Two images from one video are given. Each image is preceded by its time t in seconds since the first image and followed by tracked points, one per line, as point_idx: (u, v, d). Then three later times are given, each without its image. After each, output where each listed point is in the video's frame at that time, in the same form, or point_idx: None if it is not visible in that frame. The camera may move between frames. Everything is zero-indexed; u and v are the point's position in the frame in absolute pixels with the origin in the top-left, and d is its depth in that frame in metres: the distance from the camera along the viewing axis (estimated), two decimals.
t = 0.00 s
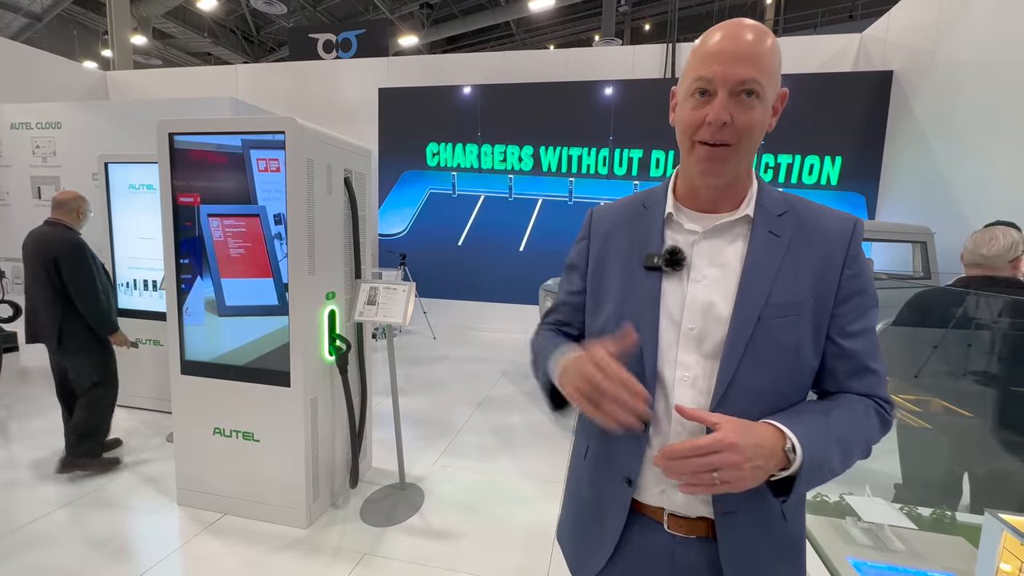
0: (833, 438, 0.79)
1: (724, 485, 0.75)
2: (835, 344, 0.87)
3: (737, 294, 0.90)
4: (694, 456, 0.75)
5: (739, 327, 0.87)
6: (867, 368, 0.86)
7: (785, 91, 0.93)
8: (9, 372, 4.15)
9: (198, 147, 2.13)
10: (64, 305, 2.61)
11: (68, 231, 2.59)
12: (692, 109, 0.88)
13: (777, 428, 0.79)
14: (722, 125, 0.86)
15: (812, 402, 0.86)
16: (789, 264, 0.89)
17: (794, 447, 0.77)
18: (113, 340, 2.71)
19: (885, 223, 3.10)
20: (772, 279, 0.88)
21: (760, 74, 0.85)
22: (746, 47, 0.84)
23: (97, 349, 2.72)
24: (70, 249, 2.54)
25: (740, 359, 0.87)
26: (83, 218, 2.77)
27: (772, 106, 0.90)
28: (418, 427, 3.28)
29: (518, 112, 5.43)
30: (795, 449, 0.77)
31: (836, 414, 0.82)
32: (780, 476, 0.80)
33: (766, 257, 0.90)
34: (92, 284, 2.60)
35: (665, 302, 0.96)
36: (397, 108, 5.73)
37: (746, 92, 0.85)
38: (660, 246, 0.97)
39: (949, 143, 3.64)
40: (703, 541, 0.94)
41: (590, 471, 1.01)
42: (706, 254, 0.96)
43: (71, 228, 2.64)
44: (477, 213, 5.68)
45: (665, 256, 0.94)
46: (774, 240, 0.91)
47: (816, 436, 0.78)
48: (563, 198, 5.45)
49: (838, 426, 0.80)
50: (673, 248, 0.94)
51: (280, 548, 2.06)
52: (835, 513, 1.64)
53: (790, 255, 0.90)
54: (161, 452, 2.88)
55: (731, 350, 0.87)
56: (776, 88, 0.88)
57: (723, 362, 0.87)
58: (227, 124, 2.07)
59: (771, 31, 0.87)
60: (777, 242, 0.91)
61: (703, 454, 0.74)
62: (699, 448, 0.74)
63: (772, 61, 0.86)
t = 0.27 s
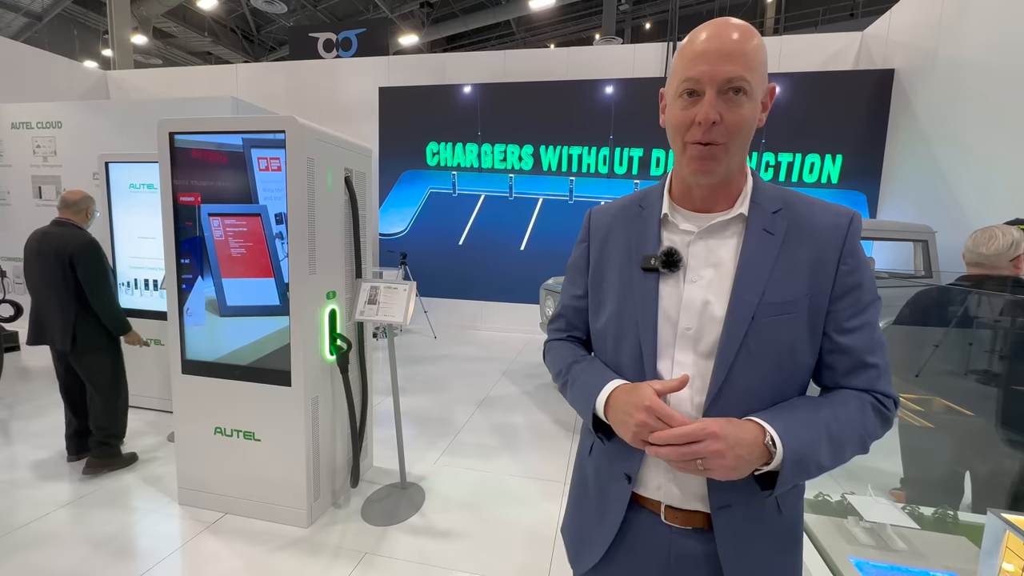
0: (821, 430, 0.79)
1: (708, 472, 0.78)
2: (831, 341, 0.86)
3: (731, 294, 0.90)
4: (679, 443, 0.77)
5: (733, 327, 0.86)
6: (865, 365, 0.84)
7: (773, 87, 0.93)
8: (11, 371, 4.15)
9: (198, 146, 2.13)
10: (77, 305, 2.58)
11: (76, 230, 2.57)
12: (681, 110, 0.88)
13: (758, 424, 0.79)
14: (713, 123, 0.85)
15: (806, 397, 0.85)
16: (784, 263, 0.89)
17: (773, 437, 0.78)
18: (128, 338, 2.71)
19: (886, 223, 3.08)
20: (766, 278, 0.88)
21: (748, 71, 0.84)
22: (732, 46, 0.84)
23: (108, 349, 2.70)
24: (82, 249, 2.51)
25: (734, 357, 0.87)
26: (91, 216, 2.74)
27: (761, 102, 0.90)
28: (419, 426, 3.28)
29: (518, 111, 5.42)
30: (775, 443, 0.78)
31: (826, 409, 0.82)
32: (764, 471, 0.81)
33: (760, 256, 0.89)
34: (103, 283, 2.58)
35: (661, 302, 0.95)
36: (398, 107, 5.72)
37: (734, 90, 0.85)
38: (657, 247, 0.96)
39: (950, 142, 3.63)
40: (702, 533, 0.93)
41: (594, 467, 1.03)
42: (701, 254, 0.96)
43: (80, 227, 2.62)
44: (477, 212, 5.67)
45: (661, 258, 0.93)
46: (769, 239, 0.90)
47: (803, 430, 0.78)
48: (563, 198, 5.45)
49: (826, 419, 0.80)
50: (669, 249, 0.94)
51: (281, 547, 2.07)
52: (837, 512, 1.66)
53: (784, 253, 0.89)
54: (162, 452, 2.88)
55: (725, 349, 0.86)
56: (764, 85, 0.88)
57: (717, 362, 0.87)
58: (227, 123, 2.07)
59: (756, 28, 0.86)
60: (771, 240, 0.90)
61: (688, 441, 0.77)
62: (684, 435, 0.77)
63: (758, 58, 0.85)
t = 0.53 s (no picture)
0: (813, 425, 0.78)
1: (705, 475, 0.77)
2: (820, 337, 0.86)
3: (724, 294, 0.89)
4: (675, 451, 0.76)
5: (727, 327, 0.86)
6: (853, 360, 0.84)
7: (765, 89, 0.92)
8: (13, 371, 4.16)
9: (198, 145, 2.13)
10: (91, 305, 2.58)
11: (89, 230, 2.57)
12: (674, 113, 0.87)
13: (752, 420, 0.79)
14: (705, 127, 0.84)
15: (797, 393, 0.85)
16: (775, 263, 0.88)
17: (769, 437, 0.78)
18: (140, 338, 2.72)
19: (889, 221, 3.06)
20: (758, 278, 0.87)
21: (740, 75, 0.84)
22: (724, 49, 0.83)
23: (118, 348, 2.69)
24: (98, 249, 2.52)
25: (728, 355, 0.86)
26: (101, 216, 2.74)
27: (753, 105, 0.89)
28: (420, 425, 3.28)
29: (519, 109, 5.41)
30: (771, 439, 0.78)
31: (817, 404, 0.81)
32: (759, 467, 0.80)
33: (752, 256, 0.89)
34: (117, 283, 2.58)
35: (657, 301, 0.95)
36: (399, 106, 5.71)
37: (726, 94, 0.84)
38: (652, 248, 0.96)
39: (953, 140, 3.61)
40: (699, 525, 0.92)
41: (591, 464, 1.03)
42: (696, 254, 0.95)
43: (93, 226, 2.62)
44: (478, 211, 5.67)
45: (657, 259, 0.93)
46: (761, 239, 0.90)
47: (796, 426, 0.78)
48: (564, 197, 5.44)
49: (817, 414, 0.80)
50: (664, 250, 0.93)
51: (282, 546, 2.07)
52: (840, 511, 1.64)
53: (776, 252, 0.89)
54: (163, 451, 2.88)
55: (719, 348, 0.86)
56: (756, 87, 0.87)
57: (711, 360, 0.87)
58: (227, 122, 2.07)
59: (748, 31, 0.85)
60: (763, 240, 0.90)
61: (684, 447, 0.76)
62: (680, 443, 0.76)
63: (750, 62, 0.85)
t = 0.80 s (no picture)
0: (821, 419, 0.78)
1: (730, 488, 0.73)
2: (815, 329, 0.86)
3: (721, 288, 0.89)
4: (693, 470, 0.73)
5: (724, 321, 0.85)
6: (846, 351, 0.85)
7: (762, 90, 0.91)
8: (17, 369, 4.17)
9: (200, 143, 2.13)
10: (101, 304, 2.58)
11: (103, 230, 2.58)
12: (670, 113, 0.87)
13: (769, 416, 0.78)
14: (699, 128, 0.84)
15: (796, 386, 0.85)
16: (770, 258, 0.88)
17: (788, 429, 0.76)
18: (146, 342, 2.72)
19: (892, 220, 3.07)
20: (754, 272, 0.87)
21: (735, 78, 0.83)
22: (721, 51, 0.82)
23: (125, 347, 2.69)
24: (112, 250, 2.53)
25: (726, 348, 0.86)
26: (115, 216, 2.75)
27: (749, 106, 0.88)
28: (422, 424, 3.28)
29: (521, 107, 5.40)
30: (789, 432, 0.76)
31: (821, 397, 0.81)
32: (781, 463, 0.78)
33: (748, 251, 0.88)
34: (131, 284, 2.60)
35: (655, 295, 0.94)
36: (401, 105, 5.70)
37: (721, 96, 0.83)
38: (649, 244, 0.95)
39: (958, 137, 3.59)
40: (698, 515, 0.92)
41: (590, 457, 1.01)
42: (692, 249, 0.94)
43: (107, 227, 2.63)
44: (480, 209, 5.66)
45: (654, 254, 0.92)
46: (756, 234, 0.89)
47: (802, 418, 0.77)
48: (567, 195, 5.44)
49: (824, 406, 0.79)
50: (661, 245, 0.93)
51: (285, 545, 2.07)
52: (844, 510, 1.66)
53: (771, 247, 0.88)
54: (165, 450, 2.89)
55: (717, 340, 0.85)
56: (751, 88, 0.86)
57: (709, 353, 0.86)
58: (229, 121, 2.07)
59: (746, 32, 0.84)
60: (758, 236, 0.89)
61: (700, 466, 0.72)
62: (695, 462, 0.72)
63: (747, 64, 0.84)
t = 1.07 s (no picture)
0: (811, 413, 0.78)
1: (717, 472, 0.75)
2: (809, 327, 0.86)
3: (718, 283, 0.88)
4: (682, 453, 0.73)
5: (721, 316, 0.85)
6: (837, 347, 0.85)
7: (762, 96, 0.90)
8: (21, 369, 4.18)
9: (202, 142, 2.13)
10: (103, 304, 2.59)
11: (110, 231, 2.60)
12: (670, 122, 0.86)
13: (759, 405, 0.78)
14: (698, 139, 0.83)
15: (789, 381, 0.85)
16: (767, 255, 0.87)
17: (776, 418, 0.76)
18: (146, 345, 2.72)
19: (897, 218, 3.02)
20: (752, 268, 0.86)
21: (735, 90, 0.82)
22: (722, 61, 0.81)
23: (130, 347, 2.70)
24: (117, 251, 2.55)
25: (723, 343, 0.85)
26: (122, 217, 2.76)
27: (749, 113, 0.87)
28: (424, 423, 3.28)
29: (523, 106, 5.39)
30: (778, 422, 0.76)
31: (814, 392, 0.81)
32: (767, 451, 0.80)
33: (746, 248, 0.88)
34: (135, 285, 2.62)
35: (654, 291, 0.93)
36: (403, 104, 5.70)
37: (721, 107, 0.82)
38: (649, 239, 0.94)
39: (962, 135, 3.57)
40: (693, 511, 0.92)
41: (583, 448, 0.99)
42: (691, 246, 0.93)
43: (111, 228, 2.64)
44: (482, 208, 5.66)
45: (654, 249, 0.91)
46: (753, 233, 0.89)
47: (795, 412, 0.78)
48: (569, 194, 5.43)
49: (815, 400, 0.80)
50: (662, 240, 0.92)
51: (287, 544, 2.07)
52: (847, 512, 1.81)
53: (768, 245, 0.88)
54: (167, 449, 2.89)
55: (715, 334, 0.85)
56: (751, 96, 0.85)
57: (706, 347, 0.85)
58: (231, 120, 2.07)
59: (747, 39, 0.83)
60: (755, 234, 0.88)
61: (691, 449, 0.73)
62: (685, 445, 0.73)
63: (748, 75, 0.82)
